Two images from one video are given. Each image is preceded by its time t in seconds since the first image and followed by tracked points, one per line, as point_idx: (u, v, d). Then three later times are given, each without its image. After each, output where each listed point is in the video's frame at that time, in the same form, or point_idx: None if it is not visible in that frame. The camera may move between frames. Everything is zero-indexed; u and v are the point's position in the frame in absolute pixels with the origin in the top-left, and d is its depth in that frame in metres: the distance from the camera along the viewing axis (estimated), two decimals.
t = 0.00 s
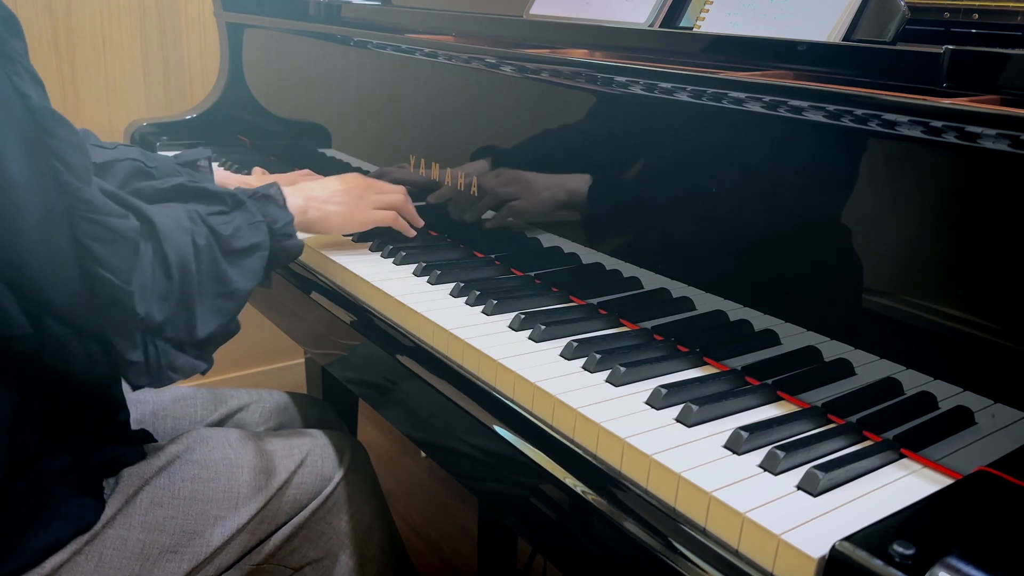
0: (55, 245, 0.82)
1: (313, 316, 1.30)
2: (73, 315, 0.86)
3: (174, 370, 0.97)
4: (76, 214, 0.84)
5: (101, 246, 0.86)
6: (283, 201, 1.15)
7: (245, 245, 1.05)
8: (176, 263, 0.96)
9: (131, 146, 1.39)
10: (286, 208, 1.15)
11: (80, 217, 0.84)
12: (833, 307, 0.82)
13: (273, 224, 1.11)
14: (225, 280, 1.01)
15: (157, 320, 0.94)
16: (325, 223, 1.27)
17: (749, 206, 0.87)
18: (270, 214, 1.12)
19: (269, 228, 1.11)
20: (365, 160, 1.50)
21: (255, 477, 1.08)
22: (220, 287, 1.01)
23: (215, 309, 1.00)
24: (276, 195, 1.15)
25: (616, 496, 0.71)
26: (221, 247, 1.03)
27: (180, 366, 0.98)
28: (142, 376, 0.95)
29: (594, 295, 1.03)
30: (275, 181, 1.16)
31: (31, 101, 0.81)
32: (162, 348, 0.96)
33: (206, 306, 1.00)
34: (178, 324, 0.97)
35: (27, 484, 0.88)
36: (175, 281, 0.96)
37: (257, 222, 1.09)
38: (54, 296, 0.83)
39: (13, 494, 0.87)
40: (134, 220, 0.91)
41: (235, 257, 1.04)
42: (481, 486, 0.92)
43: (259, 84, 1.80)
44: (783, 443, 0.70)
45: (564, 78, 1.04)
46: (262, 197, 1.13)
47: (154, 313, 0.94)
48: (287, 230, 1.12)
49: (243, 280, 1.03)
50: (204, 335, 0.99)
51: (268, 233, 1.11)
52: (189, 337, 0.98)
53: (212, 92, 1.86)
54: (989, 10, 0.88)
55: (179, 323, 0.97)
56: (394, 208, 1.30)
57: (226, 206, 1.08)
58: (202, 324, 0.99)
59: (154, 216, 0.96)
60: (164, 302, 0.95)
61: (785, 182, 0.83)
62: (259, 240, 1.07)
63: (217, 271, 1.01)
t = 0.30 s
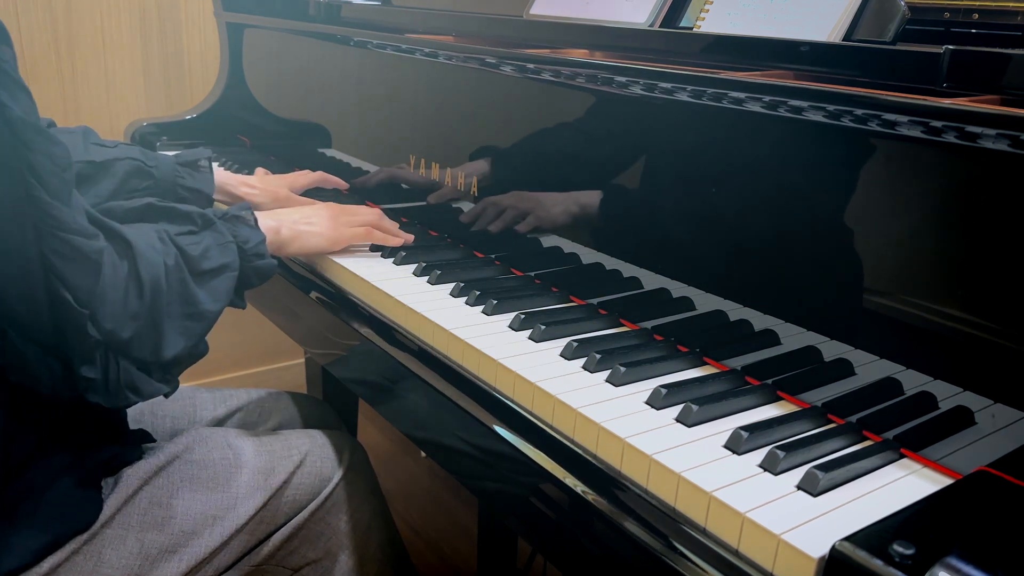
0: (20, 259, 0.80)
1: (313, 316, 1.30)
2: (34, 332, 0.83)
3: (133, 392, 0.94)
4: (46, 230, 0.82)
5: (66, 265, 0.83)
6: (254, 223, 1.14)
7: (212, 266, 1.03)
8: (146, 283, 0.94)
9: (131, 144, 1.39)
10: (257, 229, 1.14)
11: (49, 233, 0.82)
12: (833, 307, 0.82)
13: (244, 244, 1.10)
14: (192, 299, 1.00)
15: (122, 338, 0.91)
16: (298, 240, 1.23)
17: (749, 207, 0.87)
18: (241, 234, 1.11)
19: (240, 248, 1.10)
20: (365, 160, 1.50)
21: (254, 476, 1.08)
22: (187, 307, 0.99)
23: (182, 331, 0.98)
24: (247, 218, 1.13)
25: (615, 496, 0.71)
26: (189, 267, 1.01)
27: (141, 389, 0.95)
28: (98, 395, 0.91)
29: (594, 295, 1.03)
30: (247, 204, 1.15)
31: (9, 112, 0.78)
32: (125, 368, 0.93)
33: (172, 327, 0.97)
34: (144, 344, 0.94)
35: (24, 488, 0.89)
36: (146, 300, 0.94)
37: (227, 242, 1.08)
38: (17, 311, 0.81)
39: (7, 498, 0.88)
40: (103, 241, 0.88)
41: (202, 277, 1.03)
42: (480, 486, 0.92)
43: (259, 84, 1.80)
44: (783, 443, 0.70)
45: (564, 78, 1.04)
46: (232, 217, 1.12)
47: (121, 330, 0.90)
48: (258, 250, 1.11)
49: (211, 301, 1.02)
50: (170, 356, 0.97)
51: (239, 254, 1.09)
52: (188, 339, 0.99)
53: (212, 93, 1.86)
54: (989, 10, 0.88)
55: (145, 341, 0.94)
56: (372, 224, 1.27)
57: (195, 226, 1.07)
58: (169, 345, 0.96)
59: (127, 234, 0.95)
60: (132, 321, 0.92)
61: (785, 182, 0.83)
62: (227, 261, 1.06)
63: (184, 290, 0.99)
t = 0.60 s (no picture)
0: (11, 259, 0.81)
1: (313, 316, 1.31)
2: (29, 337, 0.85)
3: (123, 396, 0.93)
4: (38, 230, 0.82)
5: (57, 264, 0.83)
6: (248, 237, 1.14)
7: (207, 273, 1.03)
8: (140, 284, 0.93)
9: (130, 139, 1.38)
10: (252, 243, 1.13)
11: (41, 233, 0.82)
12: (833, 307, 0.82)
13: (238, 256, 1.09)
14: (188, 306, 0.99)
15: (113, 339, 0.90)
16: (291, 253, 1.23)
17: (748, 207, 0.87)
18: (236, 246, 1.10)
19: (235, 261, 1.09)
20: (365, 160, 1.50)
21: (253, 479, 1.08)
22: (183, 314, 0.98)
23: (177, 338, 0.98)
24: (241, 231, 1.13)
25: (615, 497, 0.71)
26: (184, 274, 1.01)
27: (134, 393, 0.94)
28: (90, 398, 0.90)
29: (594, 295, 1.02)
30: (242, 218, 1.15)
31: None
32: (117, 372, 0.92)
33: (166, 332, 0.97)
34: (137, 347, 0.94)
35: (20, 489, 0.89)
36: (139, 302, 0.93)
37: (222, 251, 1.07)
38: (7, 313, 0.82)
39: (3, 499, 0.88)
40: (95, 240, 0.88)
41: (197, 285, 1.02)
42: (480, 487, 0.93)
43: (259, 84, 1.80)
44: (783, 443, 0.70)
45: (564, 79, 1.04)
46: (227, 230, 1.11)
47: (114, 331, 0.90)
48: (253, 262, 1.10)
49: (208, 308, 1.01)
50: (164, 361, 0.96)
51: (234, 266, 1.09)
52: (186, 343, 0.99)
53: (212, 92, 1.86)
54: (989, 10, 0.88)
55: (139, 345, 0.94)
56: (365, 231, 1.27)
57: (189, 235, 1.06)
58: (162, 350, 0.96)
59: (122, 236, 0.94)
60: (125, 323, 0.91)
61: (784, 183, 0.83)
62: (222, 268, 1.05)
63: (180, 295, 0.98)
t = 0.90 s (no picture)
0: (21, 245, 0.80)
1: (313, 317, 1.30)
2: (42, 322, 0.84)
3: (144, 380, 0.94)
4: (47, 213, 0.82)
5: (69, 249, 0.83)
6: (263, 231, 1.14)
7: (225, 260, 1.04)
8: (151, 270, 0.93)
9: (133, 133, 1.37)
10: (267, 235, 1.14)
11: (51, 216, 0.82)
12: (833, 307, 0.82)
13: (254, 247, 1.10)
14: (206, 292, 1.00)
15: (129, 326, 0.90)
16: (304, 249, 1.22)
17: (748, 207, 0.87)
18: (252, 238, 1.11)
19: (252, 252, 1.10)
20: (365, 160, 1.50)
21: (252, 479, 1.08)
22: (201, 299, 0.99)
23: (195, 322, 0.99)
24: (256, 225, 1.14)
25: (615, 497, 0.71)
26: (203, 260, 1.02)
27: (155, 377, 0.95)
28: (111, 385, 0.91)
29: (594, 295, 1.03)
30: (258, 213, 1.16)
31: None
32: (134, 357, 0.93)
33: (186, 318, 0.98)
34: (153, 334, 0.95)
35: (17, 489, 0.89)
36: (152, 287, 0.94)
37: (238, 241, 1.08)
38: (17, 298, 0.81)
39: (2, 499, 0.88)
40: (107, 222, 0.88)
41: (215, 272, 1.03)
42: (480, 487, 0.93)
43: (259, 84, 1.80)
44: (783, 442, 0.70)
45: (564, 79, 1.04)
46: (242, 224, 1.12)
47: (127, 319, 0.90)
48: (269, 254, 1.11)
49: (225, 293, 1.02)
50: (181, 346, 0.97)
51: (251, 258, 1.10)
52: (202, 328, 0.99)
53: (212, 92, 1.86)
54: (988, 10, 0.88)
55: (154, 333, 0.95)
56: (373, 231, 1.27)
57: (205, 226, 1.07)
58: (179, 334, 0.97)
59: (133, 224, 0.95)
60: (140, 308, 0.92)
61: (784, 183, 0.83)
62: (239, 257, 1.06)
63: (199, 282, 0.99)
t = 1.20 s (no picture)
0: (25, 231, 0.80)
1: (313, 317, 1.30)
2: (50, 307, 0.84)
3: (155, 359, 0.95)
4: (48, 198, 0.82)
5: (75, 233, 0.83)
6: (272, 205, 1.14)
7: (233, 237, 1.04)
8: (156, 253, 0.94)
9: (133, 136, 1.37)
10: (275, 211, 1.14)
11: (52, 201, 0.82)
12: (832, 307, 0.82)
13: (263, 223, 1.11)
14: (212, 269, 1.01)
15: (137, 308, 0.91)
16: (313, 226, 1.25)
17: (748, 207, 0.87)
18: (261, 214, 1.11)
19: (261, 227, 1.10)
20: (365, 160, 1.50)
21: (252, 480, 1.08)
22: (208, 277, 1.01)
23: (202, 300, 1.01)
24: (264, 199, 1.14)
25: (615, 497, 0.71)
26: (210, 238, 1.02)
27: (165, 356, 0.96)
28: (123, 367, 0.92)
29: (594, 295, 1.03)
30: (266, 186, 1.16)
31: None
32: (143, 337, 0.94)
33: (192, 296, 1.00)
34: (161, 315, 0.96)
35: (16, 489, 0.89)
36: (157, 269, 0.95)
37: (245, 217, 1.08)
38: (23, 283, 0.80)
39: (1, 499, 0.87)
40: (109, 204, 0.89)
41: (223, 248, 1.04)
42: (480, 487, 0.92)
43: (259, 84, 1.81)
44: (783, 442, 0.70)
45: (564, 79, 1.04)
46: (250, 198, 1.12)
47: (135, 302, 0.91)
48: (278, 229, 1.12)
49: (232, 270, 1.03)
50: (189, 325, 0.99)
51: (261, 234, 1.10)
52: (206, 307, 1.01)
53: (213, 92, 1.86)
54: (988, 10, 0.88)
55: (162, 314, 0.96)
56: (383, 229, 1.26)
57: (212, 204, 1.08)
58: (186, 315, 0.98)
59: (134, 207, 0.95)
60: (146, 290, 0.93)
61: (783, 184, 0.83)
62: (247, 233, 1.06)
63: (205, 260, 1.00)
